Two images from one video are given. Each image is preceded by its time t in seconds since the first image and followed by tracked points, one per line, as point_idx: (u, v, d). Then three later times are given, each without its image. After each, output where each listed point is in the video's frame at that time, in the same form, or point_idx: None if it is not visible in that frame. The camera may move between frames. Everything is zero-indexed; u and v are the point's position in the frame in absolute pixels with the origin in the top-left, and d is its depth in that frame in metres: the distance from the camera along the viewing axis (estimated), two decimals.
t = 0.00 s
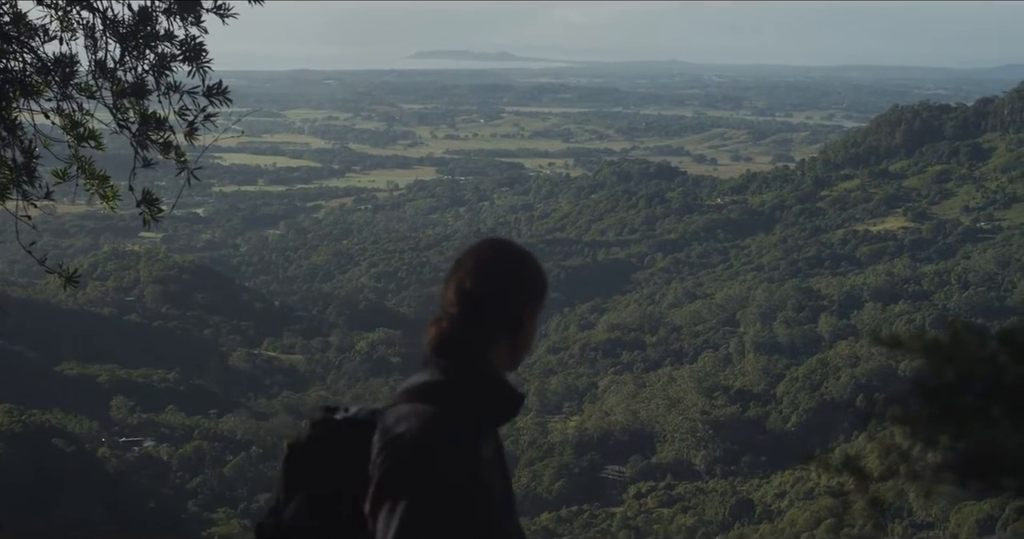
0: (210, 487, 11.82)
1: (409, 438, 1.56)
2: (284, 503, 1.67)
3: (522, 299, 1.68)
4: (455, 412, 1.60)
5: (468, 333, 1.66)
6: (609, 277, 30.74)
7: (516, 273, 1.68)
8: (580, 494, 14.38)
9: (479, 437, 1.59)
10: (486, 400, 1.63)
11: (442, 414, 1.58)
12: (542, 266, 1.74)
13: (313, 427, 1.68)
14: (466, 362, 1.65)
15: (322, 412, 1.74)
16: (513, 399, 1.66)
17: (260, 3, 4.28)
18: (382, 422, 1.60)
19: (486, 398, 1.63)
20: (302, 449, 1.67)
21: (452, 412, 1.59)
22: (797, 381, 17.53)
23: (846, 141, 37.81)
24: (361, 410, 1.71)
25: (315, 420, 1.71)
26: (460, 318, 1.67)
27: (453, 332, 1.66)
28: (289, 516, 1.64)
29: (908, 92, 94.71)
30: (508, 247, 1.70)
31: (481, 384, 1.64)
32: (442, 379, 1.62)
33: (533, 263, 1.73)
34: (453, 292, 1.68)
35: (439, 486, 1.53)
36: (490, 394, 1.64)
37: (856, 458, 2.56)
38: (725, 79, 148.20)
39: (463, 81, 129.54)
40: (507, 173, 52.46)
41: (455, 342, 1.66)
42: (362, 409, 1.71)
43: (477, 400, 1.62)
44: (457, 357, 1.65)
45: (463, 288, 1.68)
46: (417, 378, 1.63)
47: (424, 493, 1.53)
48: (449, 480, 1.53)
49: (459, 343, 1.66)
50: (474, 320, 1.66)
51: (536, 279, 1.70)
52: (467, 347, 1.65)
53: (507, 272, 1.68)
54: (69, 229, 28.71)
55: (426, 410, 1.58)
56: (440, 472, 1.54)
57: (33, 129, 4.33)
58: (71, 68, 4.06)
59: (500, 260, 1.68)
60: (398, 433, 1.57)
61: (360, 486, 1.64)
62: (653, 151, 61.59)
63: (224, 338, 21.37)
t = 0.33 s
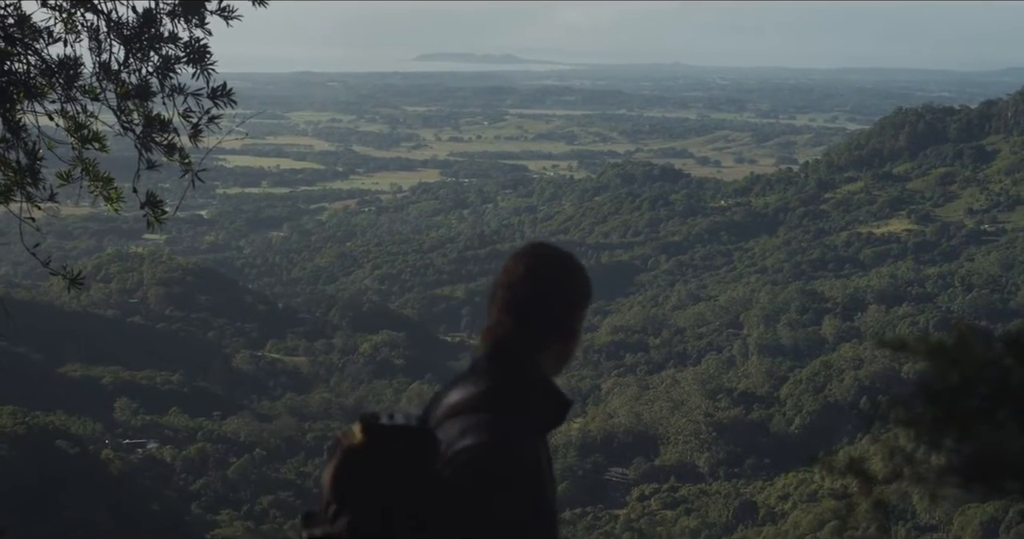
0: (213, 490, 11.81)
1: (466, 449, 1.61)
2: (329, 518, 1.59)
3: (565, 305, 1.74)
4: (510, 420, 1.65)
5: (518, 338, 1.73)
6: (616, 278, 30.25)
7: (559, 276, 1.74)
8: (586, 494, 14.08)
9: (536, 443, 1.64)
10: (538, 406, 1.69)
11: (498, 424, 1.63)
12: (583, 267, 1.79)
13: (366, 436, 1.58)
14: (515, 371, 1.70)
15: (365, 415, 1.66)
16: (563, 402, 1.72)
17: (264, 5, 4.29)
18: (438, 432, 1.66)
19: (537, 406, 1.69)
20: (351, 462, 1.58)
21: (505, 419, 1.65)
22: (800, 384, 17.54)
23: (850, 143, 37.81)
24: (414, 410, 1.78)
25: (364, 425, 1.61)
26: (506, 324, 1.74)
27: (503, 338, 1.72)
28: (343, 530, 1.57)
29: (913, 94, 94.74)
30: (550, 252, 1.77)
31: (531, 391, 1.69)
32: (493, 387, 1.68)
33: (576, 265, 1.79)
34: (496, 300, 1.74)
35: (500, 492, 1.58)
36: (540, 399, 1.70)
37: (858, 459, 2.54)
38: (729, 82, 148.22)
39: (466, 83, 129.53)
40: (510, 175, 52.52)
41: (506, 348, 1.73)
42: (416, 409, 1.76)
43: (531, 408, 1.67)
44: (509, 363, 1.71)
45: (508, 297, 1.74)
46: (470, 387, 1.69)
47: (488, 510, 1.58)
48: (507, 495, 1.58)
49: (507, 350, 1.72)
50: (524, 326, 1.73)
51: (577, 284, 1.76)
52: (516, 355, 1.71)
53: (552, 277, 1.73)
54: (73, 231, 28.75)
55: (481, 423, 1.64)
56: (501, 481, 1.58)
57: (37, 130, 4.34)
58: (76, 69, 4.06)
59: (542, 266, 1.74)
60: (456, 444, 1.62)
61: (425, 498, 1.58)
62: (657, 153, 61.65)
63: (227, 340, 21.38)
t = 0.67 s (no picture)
0: (215, 493, 11.80)
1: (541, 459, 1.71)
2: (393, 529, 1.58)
3: (623, 313, 1.85)
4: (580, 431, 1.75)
5: (580, 351, 1.83)
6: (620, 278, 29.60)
7: (614, 291, 1.84)
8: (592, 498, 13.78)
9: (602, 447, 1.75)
10: (599, 414, 1.78)
11: (568, 438, 1.73)
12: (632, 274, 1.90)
13: (428, 452, 1.58)
14: (577, 382, 1.81)
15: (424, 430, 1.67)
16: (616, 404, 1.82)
17: (266, 9, 4.29)
18: (506, 447, 1.75)
19: (600, 414, 1.78)
20: (415, 477, 1.57)
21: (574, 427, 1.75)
22: (802, 388, 17.54)
23: (852, 147, 37.84)
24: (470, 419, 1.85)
25: (427, 438, 1.62)
26: (564, 337, 1.84)
27: (561, 354, 1.83)
28: None
29: (915, 98, 94.84)
30: (603, 263, 1.87)
31: (592, 402, 1.79)
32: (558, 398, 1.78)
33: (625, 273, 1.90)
34: (554, 312, 1.84)
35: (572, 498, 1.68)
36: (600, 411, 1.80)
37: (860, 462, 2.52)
38: (731, 84, 148.29)
39: (468, 86, 129.53)
40: (512, 178, 52.54)
41: (569, 361, 1.82)
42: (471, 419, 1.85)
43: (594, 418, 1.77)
44: (568, 375, 1.81)
45: (564, 309, 1.84)
46: (531, 400, 1.79)
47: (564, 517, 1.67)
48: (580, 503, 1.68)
49: (569, 363, 1.82)
50: (583, 338, 1.82)
51: (630, 293, 1.86)
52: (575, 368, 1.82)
53: (609, 290, 1.84)
54: (76, 234, 28.78)
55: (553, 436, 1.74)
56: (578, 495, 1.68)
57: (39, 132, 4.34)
58: (79, 72, 4.05)
59: (596, 280, 1.84)
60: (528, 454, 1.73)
61: (494, 516, 1.60)
62: (659, 157, 61.67)
63: (230, 343, 21.41)
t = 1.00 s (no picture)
0: (218, 493, 11.81)
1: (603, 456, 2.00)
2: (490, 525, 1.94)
3: (687, 323, 2.11)
4: (646, 428, 2.04)
5: (642, 360, 2.08)
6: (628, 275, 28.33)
7: (672, 301, 2.09)
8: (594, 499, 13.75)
9: (666, 440, 2.05)
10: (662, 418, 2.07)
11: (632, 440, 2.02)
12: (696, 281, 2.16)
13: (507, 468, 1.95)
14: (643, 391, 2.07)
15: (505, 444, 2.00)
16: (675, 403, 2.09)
17: (269, 8, 4.29)
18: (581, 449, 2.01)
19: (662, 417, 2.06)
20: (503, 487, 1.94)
21: (641, 424, 2.04)
22: (804, 387, 17.54)
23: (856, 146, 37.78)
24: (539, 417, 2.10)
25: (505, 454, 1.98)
26: (629, 343, 2.09)
27: (629, 360, 2.08)
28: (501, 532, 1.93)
29: (918, 97, 94.69)
30: (658, 277, 2.11)
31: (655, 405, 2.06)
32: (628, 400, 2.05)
33: (678, 277, 2.14)
34: (614, 323, 2.09)
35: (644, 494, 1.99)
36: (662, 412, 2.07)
37: (864, 461, 2.52)
38: (733, 84, 147.98)
39: (471, 86, 129.40)
40: (515, 178, 52.52)
41: (635, 369, 2.08)
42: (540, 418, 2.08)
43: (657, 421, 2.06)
44: (635, 383, 2.07)
45: (624, 323, 2.09)
46: (601, 408, 2.05)
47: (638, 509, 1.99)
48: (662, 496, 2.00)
49: (634, 370, 2.07)
50: (645, 347, 2.08)
51: (686, 301, 2.10)
52: (645, 371, 2.07)
53: (675, 299, 2.09)
54: (79, 233, 28.81)
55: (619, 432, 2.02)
56: (654, 483, 2.00)
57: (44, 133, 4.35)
58: (82, 72, 4.05)
59: (651, 294, 2.09)
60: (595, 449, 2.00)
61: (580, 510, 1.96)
62: (662, 156, 61.60)
63: (233, 342, 21.44)
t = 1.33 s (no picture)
0: (220, 490, 11.79)
1: (643, 451, 1.96)
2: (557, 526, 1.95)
3: (734, 319, 2.06)
4: (702, 422, 2.01)
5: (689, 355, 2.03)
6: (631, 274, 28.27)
7: (715, 293, 2.04)
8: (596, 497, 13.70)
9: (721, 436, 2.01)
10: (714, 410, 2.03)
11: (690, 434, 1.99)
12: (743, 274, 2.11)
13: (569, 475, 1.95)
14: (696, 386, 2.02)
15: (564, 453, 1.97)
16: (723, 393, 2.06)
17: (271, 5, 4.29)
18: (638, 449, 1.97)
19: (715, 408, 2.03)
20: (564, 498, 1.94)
21: (698, 420, 2.00)
22: (806, 386, 17.50)
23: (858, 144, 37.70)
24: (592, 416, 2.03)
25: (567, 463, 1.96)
26: (673, 339, 2.03)
27: (674, 357, 2.02)
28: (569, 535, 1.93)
29: (921, 95, 94.52)
30: (701, 270, 2.05)
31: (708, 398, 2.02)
32: (669, 396, 2.01)
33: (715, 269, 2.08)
34: (659, 319, 2.04)
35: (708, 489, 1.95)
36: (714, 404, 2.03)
37: (866, 457, 2.53)
38: (735, 83, 147.77)
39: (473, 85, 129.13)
40: (516, 176, 52.44)
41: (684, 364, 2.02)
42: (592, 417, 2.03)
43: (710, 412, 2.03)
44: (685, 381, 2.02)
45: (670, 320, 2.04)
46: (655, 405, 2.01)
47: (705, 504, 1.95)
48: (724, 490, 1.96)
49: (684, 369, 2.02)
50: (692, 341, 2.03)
51: (730, 293, 2.05)
52: (688, 368, 2.02)
53: (721, 294, 2.04)
54: (81, 231, 28.79)
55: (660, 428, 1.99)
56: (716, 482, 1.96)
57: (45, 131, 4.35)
58: (83, 70, 4.06)
59: (695, 287, 2.04)
60: (634, 446, 1.97)
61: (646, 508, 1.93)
62: (664, 155, 61.49)
63: (235, 340, 21.43)
